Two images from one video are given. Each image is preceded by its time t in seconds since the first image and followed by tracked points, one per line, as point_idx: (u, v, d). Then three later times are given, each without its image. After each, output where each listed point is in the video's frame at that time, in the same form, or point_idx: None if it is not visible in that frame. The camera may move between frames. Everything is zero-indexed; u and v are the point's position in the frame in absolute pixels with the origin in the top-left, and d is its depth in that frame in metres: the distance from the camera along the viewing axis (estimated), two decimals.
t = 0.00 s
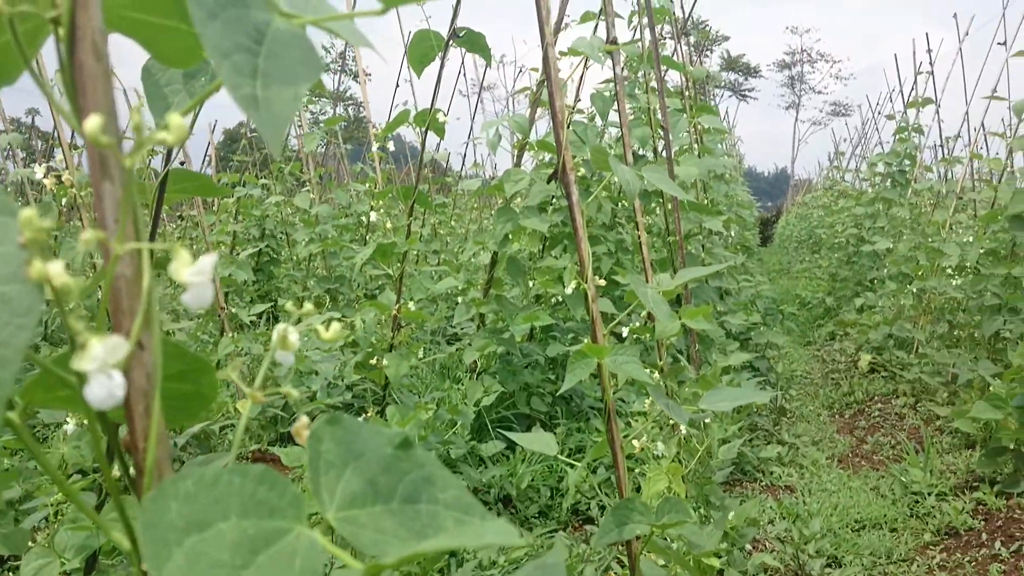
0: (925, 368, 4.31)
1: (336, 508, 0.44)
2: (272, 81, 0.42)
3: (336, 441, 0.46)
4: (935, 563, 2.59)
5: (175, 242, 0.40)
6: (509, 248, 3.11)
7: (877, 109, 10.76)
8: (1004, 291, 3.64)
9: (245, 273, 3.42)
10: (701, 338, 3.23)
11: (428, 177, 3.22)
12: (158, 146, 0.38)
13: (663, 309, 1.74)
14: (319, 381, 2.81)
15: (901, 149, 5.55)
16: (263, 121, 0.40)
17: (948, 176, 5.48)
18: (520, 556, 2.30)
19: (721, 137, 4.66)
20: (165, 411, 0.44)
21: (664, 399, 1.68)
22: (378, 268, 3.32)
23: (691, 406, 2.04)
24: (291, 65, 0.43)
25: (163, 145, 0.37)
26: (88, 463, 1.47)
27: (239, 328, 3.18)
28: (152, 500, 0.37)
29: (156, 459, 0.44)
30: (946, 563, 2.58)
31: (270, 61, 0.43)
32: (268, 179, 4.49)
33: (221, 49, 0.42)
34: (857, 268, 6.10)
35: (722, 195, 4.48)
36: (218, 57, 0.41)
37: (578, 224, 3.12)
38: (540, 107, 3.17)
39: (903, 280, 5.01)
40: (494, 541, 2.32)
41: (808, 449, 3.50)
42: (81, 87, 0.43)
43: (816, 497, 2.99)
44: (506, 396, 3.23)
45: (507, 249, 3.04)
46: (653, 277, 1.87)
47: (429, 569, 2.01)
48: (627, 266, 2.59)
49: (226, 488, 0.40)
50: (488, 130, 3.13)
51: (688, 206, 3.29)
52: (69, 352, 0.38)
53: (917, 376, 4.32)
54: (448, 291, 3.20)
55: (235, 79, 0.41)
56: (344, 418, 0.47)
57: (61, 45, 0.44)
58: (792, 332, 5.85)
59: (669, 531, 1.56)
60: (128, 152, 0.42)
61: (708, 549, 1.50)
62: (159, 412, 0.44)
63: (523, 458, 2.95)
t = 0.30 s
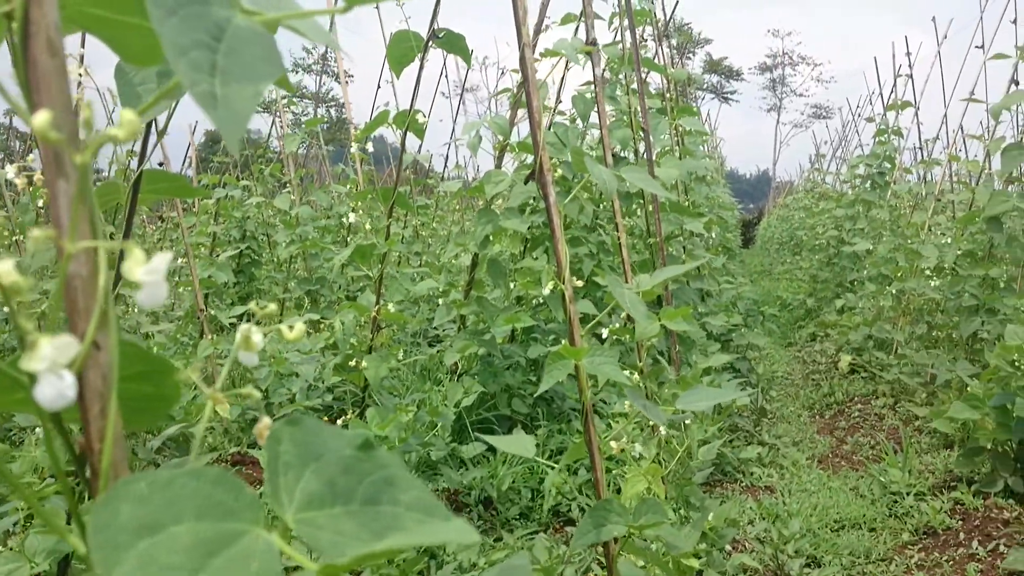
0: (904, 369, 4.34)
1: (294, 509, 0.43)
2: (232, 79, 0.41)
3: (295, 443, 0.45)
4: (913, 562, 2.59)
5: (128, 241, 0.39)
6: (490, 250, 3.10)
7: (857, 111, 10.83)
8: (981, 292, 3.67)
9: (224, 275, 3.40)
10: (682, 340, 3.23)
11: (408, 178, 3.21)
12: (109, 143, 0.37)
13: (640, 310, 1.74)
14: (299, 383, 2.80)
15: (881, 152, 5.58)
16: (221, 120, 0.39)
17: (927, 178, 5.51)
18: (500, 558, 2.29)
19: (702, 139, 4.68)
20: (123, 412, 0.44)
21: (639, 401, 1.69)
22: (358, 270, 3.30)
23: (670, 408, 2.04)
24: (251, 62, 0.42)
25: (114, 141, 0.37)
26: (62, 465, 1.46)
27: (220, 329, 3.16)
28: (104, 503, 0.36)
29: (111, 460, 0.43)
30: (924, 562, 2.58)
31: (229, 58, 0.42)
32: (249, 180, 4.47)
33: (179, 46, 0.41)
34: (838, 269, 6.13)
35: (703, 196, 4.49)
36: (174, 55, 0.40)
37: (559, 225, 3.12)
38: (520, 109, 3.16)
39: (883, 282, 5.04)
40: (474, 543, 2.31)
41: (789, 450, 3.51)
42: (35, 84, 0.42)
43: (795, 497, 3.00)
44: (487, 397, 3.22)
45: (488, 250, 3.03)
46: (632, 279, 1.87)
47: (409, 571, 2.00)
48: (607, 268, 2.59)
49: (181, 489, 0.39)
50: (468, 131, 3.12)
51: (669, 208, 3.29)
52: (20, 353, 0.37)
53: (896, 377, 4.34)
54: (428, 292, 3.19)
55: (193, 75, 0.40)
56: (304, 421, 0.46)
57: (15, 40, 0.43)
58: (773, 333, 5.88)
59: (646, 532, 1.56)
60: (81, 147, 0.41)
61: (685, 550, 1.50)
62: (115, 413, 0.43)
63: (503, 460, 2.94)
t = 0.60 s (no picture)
0: (884, 367, 4.36)
1: (254, 509, 0.43)
2: (190, 78, 0.41)
3: (256, 443, 0.45)
4: (893, 559, 2.60)
5: (83, 240, 0.39)
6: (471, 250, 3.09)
7: (838, 110, 10.89)
8: (960, 290, 3.70)
9: (204, 275, 3.37)
10: (663, 338, 3.23)
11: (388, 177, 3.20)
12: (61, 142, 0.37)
13: (618, 308, 1.74)
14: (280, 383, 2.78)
15: (861, 151, 5.60)
16: (177, 120, 0.39)
17: (906, 177, 5.54)
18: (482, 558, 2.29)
19: (684, 138, 4.68)
20: (80, 412, 0.43)
21: (618, 399, 1.69)
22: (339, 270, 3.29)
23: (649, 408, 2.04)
24: (211, 60, 0.42)
25: (65, 140, 0.36)
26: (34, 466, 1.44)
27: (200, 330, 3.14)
28: (55, 506, 0.36)
29: (69, 461, 0.43)
30: (904, 559, 2.60)
31: (186, 56, 0.42)
32: (230, 181, 4.44)
33: (134, 44, 0.40)
34: (819, 268, 6.16)
35: (685, 195, 4.50)
36: (129, 53, 0.40)
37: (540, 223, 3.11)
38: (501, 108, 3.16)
39: (863, 280, 5.06)
40: (456, 544, 2.30)
41: (770, 449, 3.53)
42: None
43: (776, 495, 3.02)
44: (469, 397, 3.22)
45: (469, 250, 3.03)
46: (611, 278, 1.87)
47: (390, 572, 1.99)
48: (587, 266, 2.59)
49: (136, 491, 0.38)
50: (449, 131, 3.11)
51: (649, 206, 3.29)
52: None
53: (876, 375, 4.37)
54: (409, 292, 3.18)
55: (149, 74, 0.40)
56: (266, 420, 0.46)
57: None
58: (756, 332, 5.89)
59: (623, 530, 1.56)
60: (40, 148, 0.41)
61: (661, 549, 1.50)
62: (73, 413, 0.43)
63: (485, 460, 2.94)
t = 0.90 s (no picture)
0: (863, 364, 4.39)
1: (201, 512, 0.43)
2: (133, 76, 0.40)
3: (205, 445, 0.45)
4: (871, 555, 2.62)
5: (23, 242, 0.39)
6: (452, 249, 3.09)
7: (819, 110, 10.94)
8: (936, 288, 3.73)
9: (184, 275, 3.35)
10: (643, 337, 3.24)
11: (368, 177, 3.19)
12: None
13: (594, 307, 1.74)
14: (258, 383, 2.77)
15: (841, 150, 5.63)
16: (120, 118, 0.38)
17: (886, 175, 5.58)
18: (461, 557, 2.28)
19: (665, 137, 4.70)
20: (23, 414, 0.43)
21: (594, 398, 1.69)
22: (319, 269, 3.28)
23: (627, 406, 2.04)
24: (156, 60, 0.42)
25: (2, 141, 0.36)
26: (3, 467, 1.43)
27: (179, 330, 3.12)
28: None
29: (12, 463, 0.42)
30: (881, 555, 2.61)
31: (130, 55, 0.41)
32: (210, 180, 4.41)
33: (76, 43, 0.40)
34: (800, 266, 6.19)
35: (667, 194, 4.51)
36: (70, 51, 0.40)
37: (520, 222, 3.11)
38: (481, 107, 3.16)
39: (843, 278, 5.09)
40: (435, 543, 2.29)
41: (750, 446, 3.54)
42: None
43: (755, 492, 3.03)
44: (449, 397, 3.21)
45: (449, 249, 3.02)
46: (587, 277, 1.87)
47: (368, 572, 1.99)
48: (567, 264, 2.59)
49: (78, 495, 0.38)
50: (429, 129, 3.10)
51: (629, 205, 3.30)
52: None
53: (855, 372, 4.39)
54: (389, 292, 3.18)
55: (91, 72, 0.39)
56: (213, 423, 0.46)
57: None
58: (737, 330, 5.91)
59: (598, 529, 1.56)
60: None
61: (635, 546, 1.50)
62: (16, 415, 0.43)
63: (465, 459, 2.93)
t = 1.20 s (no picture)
0: (840, 360, 4.41)
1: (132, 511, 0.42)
2: (57, 68, 0.39)
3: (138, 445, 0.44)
4: (845, 549, 2.63)
5: None
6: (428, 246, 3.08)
7: (798, 108, 10.98)
8: (911, 284, 3.75)
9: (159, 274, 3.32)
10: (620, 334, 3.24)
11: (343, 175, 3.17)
12: None
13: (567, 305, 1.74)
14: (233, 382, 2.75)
15: (819, 147, 5.66)
16: (40, 108, 0.37)
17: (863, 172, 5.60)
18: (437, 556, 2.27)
19: (644, 135, 4.70)
20: None
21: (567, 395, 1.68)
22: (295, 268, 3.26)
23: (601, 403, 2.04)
24: (83, 51, 0.41)
25: None
26: None
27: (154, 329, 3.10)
28: None
29: None
30: (856, 549, 2.62)
31: (56, 47, 0.40)
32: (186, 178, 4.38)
33: None
34: (778, 264, 6.21)
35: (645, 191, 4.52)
36: None
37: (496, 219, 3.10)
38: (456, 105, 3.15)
39: (820, 274, 5.11)
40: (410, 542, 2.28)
41: (727, 442, 3.55)
42: None
43: (732, 488, 3.04)
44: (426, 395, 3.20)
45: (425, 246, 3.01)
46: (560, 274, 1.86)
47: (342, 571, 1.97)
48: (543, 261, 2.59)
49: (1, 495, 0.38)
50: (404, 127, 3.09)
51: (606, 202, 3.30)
52: None
53: (832, 368, 4.41)
54: (365, 290, 3.16)
55: (11, 66, 0.39)
56: (148, 421, 0.44)
57: None
58: (716, 327, 5.93)
59: (570, 526, 1.55)
60: None
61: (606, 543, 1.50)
62: None
63: (442, 457, 2.92)
